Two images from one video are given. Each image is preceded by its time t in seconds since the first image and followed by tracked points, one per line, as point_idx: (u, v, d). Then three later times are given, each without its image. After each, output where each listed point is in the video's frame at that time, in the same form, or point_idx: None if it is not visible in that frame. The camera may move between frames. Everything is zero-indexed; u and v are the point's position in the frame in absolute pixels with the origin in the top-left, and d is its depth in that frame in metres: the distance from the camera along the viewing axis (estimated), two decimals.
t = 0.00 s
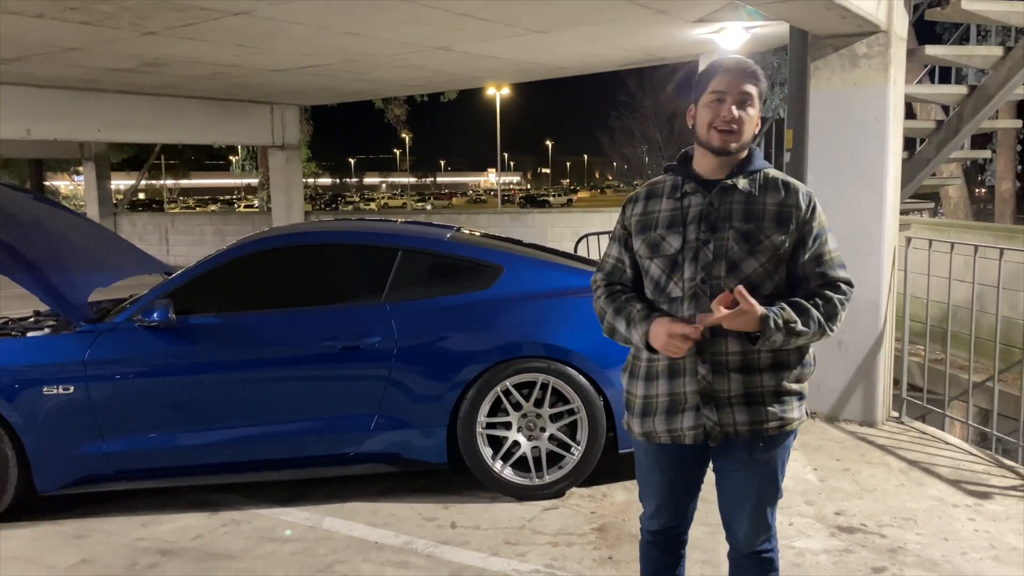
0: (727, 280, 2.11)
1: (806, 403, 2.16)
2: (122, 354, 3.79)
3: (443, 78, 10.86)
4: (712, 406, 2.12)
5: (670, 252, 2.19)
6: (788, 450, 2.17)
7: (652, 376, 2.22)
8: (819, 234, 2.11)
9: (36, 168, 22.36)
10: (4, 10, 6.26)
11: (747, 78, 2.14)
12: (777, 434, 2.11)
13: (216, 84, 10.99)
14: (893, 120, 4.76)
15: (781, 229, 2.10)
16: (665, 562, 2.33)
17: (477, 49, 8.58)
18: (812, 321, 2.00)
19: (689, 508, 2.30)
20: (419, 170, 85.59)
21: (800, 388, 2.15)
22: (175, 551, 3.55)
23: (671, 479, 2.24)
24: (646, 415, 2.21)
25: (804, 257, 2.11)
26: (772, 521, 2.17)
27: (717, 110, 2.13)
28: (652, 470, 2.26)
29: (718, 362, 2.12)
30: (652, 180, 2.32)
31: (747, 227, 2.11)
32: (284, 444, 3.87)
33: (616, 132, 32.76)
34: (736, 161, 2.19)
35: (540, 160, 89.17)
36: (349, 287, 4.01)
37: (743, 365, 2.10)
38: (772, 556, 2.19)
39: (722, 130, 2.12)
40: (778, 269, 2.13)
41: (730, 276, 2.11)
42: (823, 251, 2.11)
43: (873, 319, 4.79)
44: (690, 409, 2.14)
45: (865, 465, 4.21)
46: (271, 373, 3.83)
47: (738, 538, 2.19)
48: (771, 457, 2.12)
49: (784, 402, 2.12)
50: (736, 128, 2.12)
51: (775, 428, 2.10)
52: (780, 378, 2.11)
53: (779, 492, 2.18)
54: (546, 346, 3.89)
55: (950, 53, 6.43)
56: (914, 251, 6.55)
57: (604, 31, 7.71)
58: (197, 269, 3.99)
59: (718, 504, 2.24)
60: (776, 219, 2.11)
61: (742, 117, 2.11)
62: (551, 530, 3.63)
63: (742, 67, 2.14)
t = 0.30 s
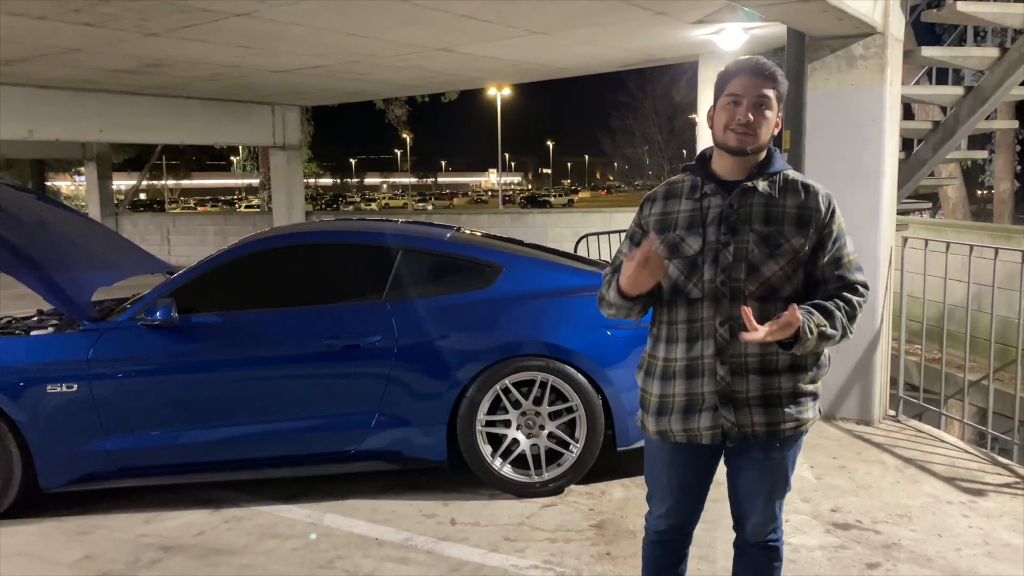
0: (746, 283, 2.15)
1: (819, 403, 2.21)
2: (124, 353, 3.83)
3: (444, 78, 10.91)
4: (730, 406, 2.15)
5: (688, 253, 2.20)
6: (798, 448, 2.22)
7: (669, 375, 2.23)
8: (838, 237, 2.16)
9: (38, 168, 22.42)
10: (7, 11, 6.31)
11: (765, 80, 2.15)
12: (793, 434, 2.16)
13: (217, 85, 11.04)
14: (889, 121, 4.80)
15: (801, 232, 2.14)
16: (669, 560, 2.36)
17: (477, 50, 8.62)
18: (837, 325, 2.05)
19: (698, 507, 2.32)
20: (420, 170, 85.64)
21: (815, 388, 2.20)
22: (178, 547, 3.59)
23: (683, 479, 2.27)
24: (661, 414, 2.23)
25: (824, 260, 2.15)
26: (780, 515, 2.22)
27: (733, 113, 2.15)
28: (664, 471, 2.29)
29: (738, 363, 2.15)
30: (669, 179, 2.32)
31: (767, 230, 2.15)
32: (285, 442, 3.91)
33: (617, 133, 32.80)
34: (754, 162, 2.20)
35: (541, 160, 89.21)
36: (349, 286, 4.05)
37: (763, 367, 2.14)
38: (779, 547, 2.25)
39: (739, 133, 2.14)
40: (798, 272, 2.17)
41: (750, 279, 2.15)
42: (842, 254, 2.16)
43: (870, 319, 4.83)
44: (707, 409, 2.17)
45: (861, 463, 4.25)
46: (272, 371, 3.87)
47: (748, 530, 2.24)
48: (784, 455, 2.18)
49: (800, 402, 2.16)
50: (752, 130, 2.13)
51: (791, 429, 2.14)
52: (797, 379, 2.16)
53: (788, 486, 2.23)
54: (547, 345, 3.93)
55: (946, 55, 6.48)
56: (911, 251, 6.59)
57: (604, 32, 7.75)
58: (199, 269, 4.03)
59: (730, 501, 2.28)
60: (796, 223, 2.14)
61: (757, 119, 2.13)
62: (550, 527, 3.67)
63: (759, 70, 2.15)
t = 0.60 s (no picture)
0: (760, 283, 2.16)
1: (826, 406, 2.23)
2: (126, 353, 3.86)
3: (445, 79, 10.94)
4: (735, 406, 2.16)
5: (702, 253, 2.23)
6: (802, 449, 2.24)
7: (676, 373, 2.25)
8: (849, 239, 2.19)
9: (39, 169, 22.48)
10: (10, 13, 6.34)
11: (785, 84, 2.18)
12: (798, 436, 2.17)
13: (219, 85, 11.07)
14: (887, 122, 4.83)
15: (814, 233, 2.17)
16: (669, 559, 2.38)
17: (478, 51, 8.65)
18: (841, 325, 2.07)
19: (700, 506, 2.35)
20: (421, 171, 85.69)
21: (821, 391, 2.21)
22: (180, 545, 3.62)
23: (686, 479, 2.29)
24: (666, 410, 2.25)
25: (833, 261, 2.19)
26: (782, 514, 2.25)
27: (756, 118, 2.17)
28: (667, 471, 2.31)
29: (746, 363, 2.16)
30: (682, 180, 2.35)
31: (780, 231, 2.17)
32: (286, 441, 3.94)
33: (618, 133, 32.81)
34: (770, 165, 2.24)
35: (542, 161, 89.25)
36: (349, 287, 4.08)
37: (770, 367, 2.15)
38: (780, 546, 2.28)
39: (761, 137, 2.17)
40: (809, 273, 2.19)
41: (763, 279, 2.16)
42: (854, 256, 2.19)
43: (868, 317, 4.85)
44: (713, 408, 2.18)
45: (859, 461, 4.27)
46: (273, 371, 3.90)
47: (749, 529, 2.27)
48: (788, 456, 2.19)
49: (806, 405, 2.18)
50: (775, 135, 2.16)
51: (796, 430, 2.16)
52: (805, 381, 2.17)
53: (790, 486, 2.25)
54: (548, 344, 3.95)
55: (943, 55, 6.50)
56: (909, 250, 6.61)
57: (603, 33, 7.78)
58: (201, 269, 4.06)
59: (733, 501, 2.30)
60: (809, 224, 2.17)
61: (779, 125, 2.16)
62: (549, 525, 3.69)
63: (778, 74, 2.18)
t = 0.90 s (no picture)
0: (773, 284, 2.18)
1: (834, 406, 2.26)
2: (131, 353, 3.88)
3: (447, 80, 10.97)
4: (746, 406, 2.18)
5: (714, 253, 2.22)
6: (808, 448, 2.26)
7: (686, 373, 2.26)
8: (859, 243, 2.23)
9: (42, 171, 22.55)
10: (14, 15, 6.37)
11: (796, 86, 2.20)
12: (806, 435, 2.21)
13: (221, 87, 11.10)
14: (887, 122, 4.84)
15: (826, 235, 2.19)
16: (675, 559, 2.39)
17: (480, 52, 8.68)
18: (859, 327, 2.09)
19: (706, 506, 2.36)
20: (422, 172, 85.73)
21: (830, 391, 2.24)
22: (185, 544, 3.64)
23: (692, 479, 2.30)
24: (675, 411, 2.26)
25: (847, 264, 2.22)
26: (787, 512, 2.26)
27: (765, 117, 2.18)
28: (673, 471, 2.32)
29: (758, 363, 2.18)
30: (692, 179, 2.35)
31: (793, 233, 2.18)
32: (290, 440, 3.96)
33: (619, 133, 32.82)
34: (780, 167, 2.25)
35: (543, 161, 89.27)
36: (352, 287, 4.10)
37: (782, 367, 2.18)
38: (784, 544, 2.29)
39: (770, 136, 2.17)
40: (820, 275, 2.21)
41: (776, 280, 2.18)
42: (863, 259, 2.23)
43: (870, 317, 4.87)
44: (723, 408, 2.20)
45: (860, 460, 4.28)
46: (276, 371, 3.92)
47: (755, 528, 2.28)
48: (795, 455, 2.22)
49: (815, 405, 2.20)
50: (783, 134, 2.17)
51: (805, 430, 2.19)
52: (814, 381, 2.20)
53: (795, 485, 2.27)
54: (552, 344, 3.97)
55: (944, 56, 6.52)
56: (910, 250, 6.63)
57: (605, 34, 7.80)
58: (204, 269, 4.08)
59: (739, 500, 2.31)
60: (821, 226, 2.19)
61: (790, 125, 2.17)
62: (551, 524, 3.71)
63: (791, 75, 2.20)
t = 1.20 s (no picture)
0: (771, 282, 2.19)
1: (833, 407, 2.26)
2: (135, 353, 3.90)
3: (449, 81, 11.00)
4: (743, 405, 2.19)
5: (715, 251, 2.25)
6: (808, 448, 2.26)
7: (685, 370, 2.28)
8: (859, 244, 2.23)
9: (47, 172, 22.62)
10: (18, 17, 6.40)
11: (798, 86, 2.20)
12: (805, 435, 2.21)
13: (224, 88, 11.13)
14: (890, 123, 4.85)
15: (826, 235, 2.20)
16: (676, 558, 2.40)
17: (482, 53, 8.69)
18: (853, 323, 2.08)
19: (706, 505, 2.37)
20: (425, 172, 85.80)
21: (829, 391, 2.24)
22: (189, 544, 3.65)
23: (692, 477, 2.31)
24: (674, 409, 2.28)
25: (845, 264, 2.22)
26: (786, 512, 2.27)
27: (768, 117, 2.19)
28: (673, 470, 2.34)
29: (755, 361, 2.19)
30: (696, 179, 2.37)
31: (793, 232, 2.20)
32: (292, 440, 3.98)
33: (622, 134, 32.82)
34: (782, 166, 2.27)
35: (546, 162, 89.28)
36: (354, 287, 4.11)
37: (779, 367, 2.18)
38: (784, 544, 2.30)
39: (774, 137, 2.19)
40: (819, 275, 2.22)
41: (774, 279, 2.19)
42: (862, 260, 2.23)
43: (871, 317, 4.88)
44: (720, 406, 2.21)
45: (862, 460, 4.29)
46: (279, 371, 3.93)
47: (755, 527, 2.29)
48: (793, 455, 2.22)
49: (813, 405, 2.21)
50: (786, 134, 2.18)
51: (803, 430, 2.19)
52: (813, 380, 2.20)
53: (795, 485, 2.27)
54: (554, 344, 3.98)
55: (945, 56, 6.52)
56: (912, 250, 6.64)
57: (607, 35, 7.81)
58: (208, 269, 4.10)
59: (739, 499, 2.32)
60: (821, 226, 2.20)
61: (792, 125, 2.18)
62: (553, 523, 3.72)
63: (792, 75, 2.20)
